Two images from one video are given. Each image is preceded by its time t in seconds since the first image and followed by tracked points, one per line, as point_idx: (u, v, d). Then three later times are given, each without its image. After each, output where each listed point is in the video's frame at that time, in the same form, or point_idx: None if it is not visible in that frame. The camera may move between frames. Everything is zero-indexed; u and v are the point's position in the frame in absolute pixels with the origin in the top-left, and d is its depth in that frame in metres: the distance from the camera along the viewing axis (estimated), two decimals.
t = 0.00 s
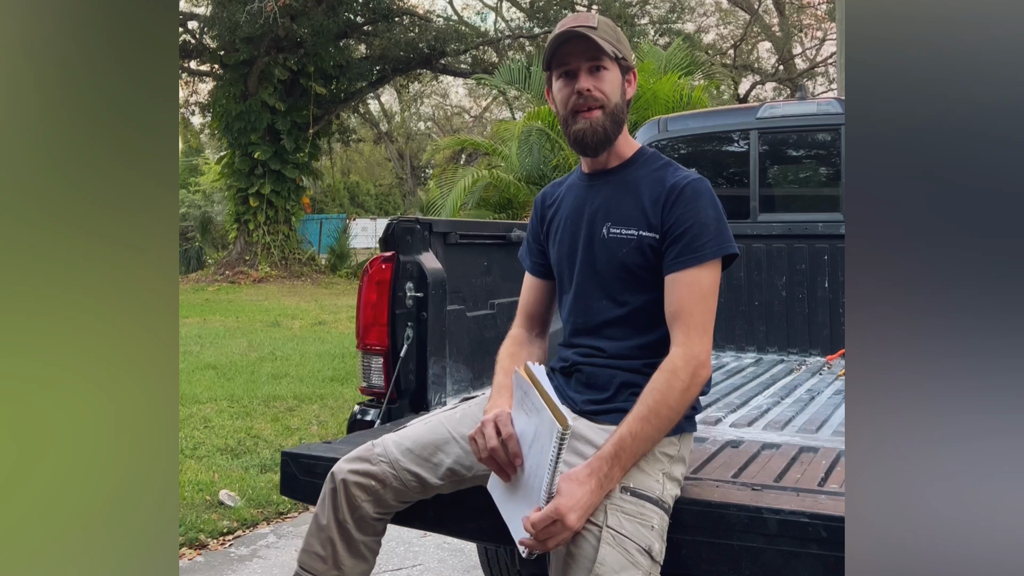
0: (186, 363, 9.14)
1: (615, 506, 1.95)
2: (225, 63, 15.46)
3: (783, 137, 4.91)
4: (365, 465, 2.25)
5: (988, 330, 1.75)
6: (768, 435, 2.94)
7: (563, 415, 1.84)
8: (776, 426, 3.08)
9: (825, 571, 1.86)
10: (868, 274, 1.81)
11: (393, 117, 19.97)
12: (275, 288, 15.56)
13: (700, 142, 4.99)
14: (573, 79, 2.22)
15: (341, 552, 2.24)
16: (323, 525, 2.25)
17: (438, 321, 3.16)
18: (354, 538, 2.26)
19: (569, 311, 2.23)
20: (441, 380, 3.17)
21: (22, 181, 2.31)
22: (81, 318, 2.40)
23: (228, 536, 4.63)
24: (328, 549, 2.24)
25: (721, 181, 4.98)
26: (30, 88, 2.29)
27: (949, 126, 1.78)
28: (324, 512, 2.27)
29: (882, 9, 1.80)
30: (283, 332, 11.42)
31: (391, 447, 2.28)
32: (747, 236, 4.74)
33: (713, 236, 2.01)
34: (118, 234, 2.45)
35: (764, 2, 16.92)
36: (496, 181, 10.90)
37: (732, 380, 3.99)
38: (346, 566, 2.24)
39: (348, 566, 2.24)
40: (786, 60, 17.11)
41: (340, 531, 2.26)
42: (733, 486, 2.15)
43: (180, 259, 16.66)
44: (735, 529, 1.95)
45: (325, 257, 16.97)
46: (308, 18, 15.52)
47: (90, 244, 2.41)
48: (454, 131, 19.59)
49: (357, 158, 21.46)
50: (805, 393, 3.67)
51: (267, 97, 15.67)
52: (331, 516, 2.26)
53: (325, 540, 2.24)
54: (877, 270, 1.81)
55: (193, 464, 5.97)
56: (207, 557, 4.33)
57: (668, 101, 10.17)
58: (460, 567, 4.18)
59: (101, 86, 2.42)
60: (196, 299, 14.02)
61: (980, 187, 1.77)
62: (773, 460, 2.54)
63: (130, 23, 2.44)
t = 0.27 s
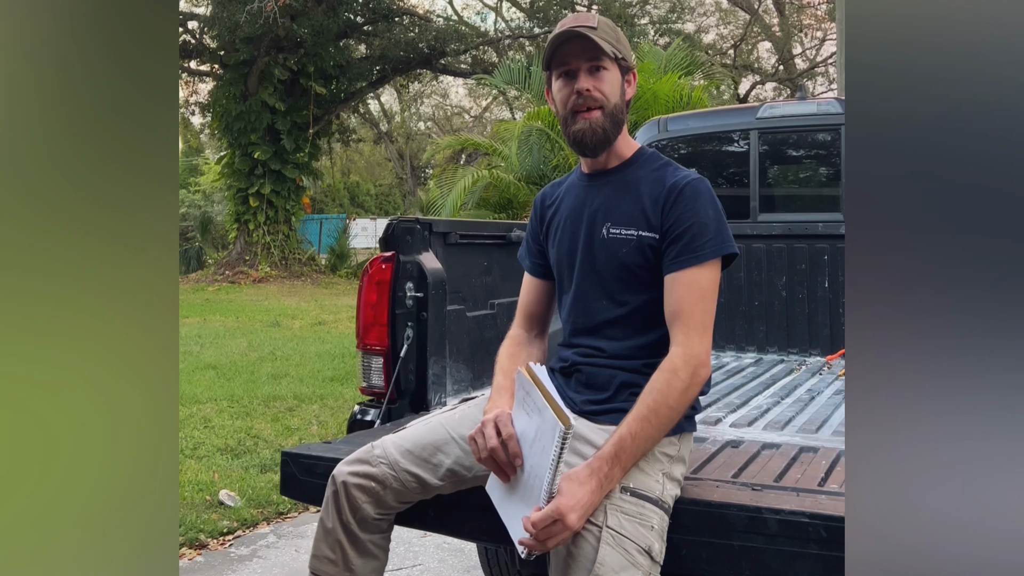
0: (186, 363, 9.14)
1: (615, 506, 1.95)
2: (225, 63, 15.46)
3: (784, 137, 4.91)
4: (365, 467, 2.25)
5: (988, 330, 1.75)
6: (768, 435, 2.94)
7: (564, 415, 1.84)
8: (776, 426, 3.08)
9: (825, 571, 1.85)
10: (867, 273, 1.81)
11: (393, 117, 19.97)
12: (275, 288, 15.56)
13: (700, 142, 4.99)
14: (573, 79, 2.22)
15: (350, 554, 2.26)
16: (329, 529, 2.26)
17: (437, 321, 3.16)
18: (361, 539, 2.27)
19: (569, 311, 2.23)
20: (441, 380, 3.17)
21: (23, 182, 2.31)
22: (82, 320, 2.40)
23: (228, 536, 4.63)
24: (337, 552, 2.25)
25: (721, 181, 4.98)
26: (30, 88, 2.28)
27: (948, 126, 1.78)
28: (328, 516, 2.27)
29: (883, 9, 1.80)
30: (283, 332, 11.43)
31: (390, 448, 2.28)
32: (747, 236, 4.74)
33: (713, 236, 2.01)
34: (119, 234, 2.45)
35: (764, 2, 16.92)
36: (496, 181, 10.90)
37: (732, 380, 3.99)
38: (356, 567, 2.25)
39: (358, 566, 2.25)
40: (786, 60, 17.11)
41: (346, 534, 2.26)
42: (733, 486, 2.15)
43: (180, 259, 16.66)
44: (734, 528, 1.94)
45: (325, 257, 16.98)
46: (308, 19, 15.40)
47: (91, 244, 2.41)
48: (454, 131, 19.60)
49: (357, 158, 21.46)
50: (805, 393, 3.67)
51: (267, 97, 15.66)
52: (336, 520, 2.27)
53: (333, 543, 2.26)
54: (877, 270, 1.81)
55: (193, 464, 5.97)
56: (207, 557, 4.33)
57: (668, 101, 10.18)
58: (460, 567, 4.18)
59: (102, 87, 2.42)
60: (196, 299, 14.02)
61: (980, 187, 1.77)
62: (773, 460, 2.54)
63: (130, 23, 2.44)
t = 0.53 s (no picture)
0: (186, 363, 9.14)
1: (615, 506, 1.95)
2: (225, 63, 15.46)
3: (784, 137, 4.90)
4: (365, 468, 2.25)
5: (987, 330, 1.75)
6: (768, 435, 2.95)
7: (565, 415, 1.84)
8: (776, 426, 3.08)
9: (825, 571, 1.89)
10: (867, 274, 1.81)
11: (393, 117, 19.97)
12: (275, 288, 15.56)
13: (700, 142, 4.99)
14: (571, 79, 2.22)
15: (355, 555, 2.26)
16: (332, 530, 2.27)
17: (438, 321, 3.16)
18: (363, 540, 2.27)
19: (569, 311, 2.23)
20: (441, 380, 3.17)
21: (23, 181, 2.31)
22: (82, 320, 2.40)
23: (228, 536, 4.64)
24: (342, 553, 2.26)
25: (721, 181, 4.98)
26: (30, 88, 2.29)
27: (947, 126, 1.77)
28: (330, 517, 2.28)
29: (883, 9, 1.79)
30: (283, 332, 11.43)
31: (390, 449, 2.28)
32: (747, 236, 4.74)
33: (711, 235, 2.01)
34: (118, 234, 2.45)
35: (764, 2, 16.92)
36: (496, 181, 10.90)
37: (732, 380, 3.99)
38: (360, 567, 2.26)
39: (362, 566, 2.26)
40: (786, 60, 17.12)
41: (349, 535, 2.26)
42: (733, 485, 2.15)
43: (180, 259, 16.65)
44: (734, 528, 1.95)
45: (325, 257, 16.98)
46: (308, 19, 15.48)
47: (91, 244, 2.41)
48: (454, 131, 19.60)
49: (357, 158, 21.46)
50: (805, 394, 3.67)
51: (267, 97, 15.65)
52: (338, 521, 2.27)
53: (337, 544, 2.26)
54: (876, 270, 1.81)
55: (193, 464, 5.97)
56: (207, 557, 4.33)
57: (668, 101, 10.18)
58: (460, 567, 4.18)
59: (102, 87, 2.42)
60: (196, 299, 14.03)
61: (980, 187, 1.77)
62: (773, 460, 2.54)
63: (131, 23, 2.44)
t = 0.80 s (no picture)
0: (186, 363, 9.14)
1: (615, 507, 1.95)
2: (225, 63, 15.46)
3: (784, 137, 4.90)
4: (365, 468, 2.25)
5: (987, 330, 1.75)
6: (768, 435, 2.95)
7: (565, 415, 1.84)
8: (776, 426, 3.08)
9: (825, 571, 1.90)
10: (867, 274, 1.81)
11: (393, 117, 19.97)
12: (275, 288, 15.56)
13: (700, 142, 4.99)
14: (569, 79, 2.22)
15: (355, 555, 2.26)
16: (332, 530, 2.27)
17: (438, 321, 3.16)
18: (363, 540, 2.27)
19: (569, 312, 2.23)
20: (441, 380, 3.17)
21: (24, 180, 2.31)
22: (82, 320, 2.40)
23: (228, 536, 4.63)
24: (341, 553, 2.26)
25: (721, 181, 4.98)
26: (31, 87, 2.28)
27: (946, 127, 1.78)
28: (330, 517, 2.28)
29: (883, 9, 1.79)
30: (283, 332, 11.43)
31: (390, 449, 2.28)
32: (747, 236, 4.74)
33: (710, 235, 2.01)
34: (119, 233, 2.45)
35: (764, 2, 16.93)
36: (496, 181, 10.90)
37: (732, 380, 3.99)
38: (361, 567, 2.26)
39: (363, 566, 2.26)
40: (786, 60, 17.14)
41: (349, 535, 2.27)
42: (733, 485, 2.15)
43: (180, 259, 16.66)
44: (734, 528, 1.96)
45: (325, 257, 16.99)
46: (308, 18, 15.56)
47: (92, 244, 2.41)
48: (454, 131, 19.60)
49: (357, 158, 21.46)
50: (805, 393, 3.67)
51: (267, 97, 15.66)
52: (338, 521, 2.27)
53: (337, 544, 2.26)
54: (875, 270, 1.81)
55: (193, 465, 5.97)
56: (207, 557, 4.33)
57: (668, 101, 10.18)
58: (460, 567, 4.18)
59: (102, 86, 2.42)
60: (196, 299, 14.02)
61: (979, 187, 1.77)
62: (773, 460, 2.54)
63: (130, 22, 2.45)
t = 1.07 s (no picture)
0: (186, 363, 9.14)
1: (615, 507, 1.95)
2: (225, 63, 15.46)
3: (784, 137, 4.90)
4: (365, 467, 2.25)
5: (986, 330, 1.75)
6: (768, 435, 2.95)
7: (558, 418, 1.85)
8: (776, 426, 3.08)
9: (825, 570, 1.90)
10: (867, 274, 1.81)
11: (393, 117, 19.97)
12: (275, 288, 15.56)
13: (700, 142, 4.99)
14: (569, 79, 2.22)
15: (354, 555, 2.26)
16: (331, 530, 2.27)
17: (437, 321, 3.16)
18: (363, 540, 2.27)
19: (569, 312, 2.23)
20: (441, 380, 3.17)
21: (24, 180, 2.31)
22: (82, 321, 2.40)
23: (228, 536, 4.63)
24: (340, 553, 2.26)
25: (721, 181, 4.98)
26: (31, 87, 2.29)
27: (946, 127, 1.78)
28: (330, 517, 2.28)
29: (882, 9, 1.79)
30: (283, 332, 11.43)
31: (390, 449, 2.28)
32: (747, 236, 4.74)
33: (710, 235, 2.01)
34: (119, 233, 2.45)
35: (764, 2, 16.93)
36: (496, 181, 10.90)
37: (732, 380, 3.99)
38: (359, 567, 2.25)
39: (361, 567, 2.26)
40: (786, 60, 17.14)
41: (348, 535, 2.27)
42: (733, 486, 2.15)
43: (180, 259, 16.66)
44: (734, 528, 1.96)
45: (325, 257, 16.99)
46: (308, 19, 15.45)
47: (93, 244, 2.42)
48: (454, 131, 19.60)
49: (357, 157, 21.45)
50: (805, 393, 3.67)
51: (267, 97, 15.65)
52: (338, 520, 2.27)
53: (336, 544, 2.26)
54: (873, 271, 1.81)
55: (193, 465, 5.97)
56: (207, 557, 4.33)
57: (668, 101, 10.18)
58: (460, 567, 4.18)
59: (102, 85, 2.42)
60: (196, 299, 14.03)
61: (978, 188, 1.77)
62: (773, 460, 2.54)
63: (130, 21, 2.44)
